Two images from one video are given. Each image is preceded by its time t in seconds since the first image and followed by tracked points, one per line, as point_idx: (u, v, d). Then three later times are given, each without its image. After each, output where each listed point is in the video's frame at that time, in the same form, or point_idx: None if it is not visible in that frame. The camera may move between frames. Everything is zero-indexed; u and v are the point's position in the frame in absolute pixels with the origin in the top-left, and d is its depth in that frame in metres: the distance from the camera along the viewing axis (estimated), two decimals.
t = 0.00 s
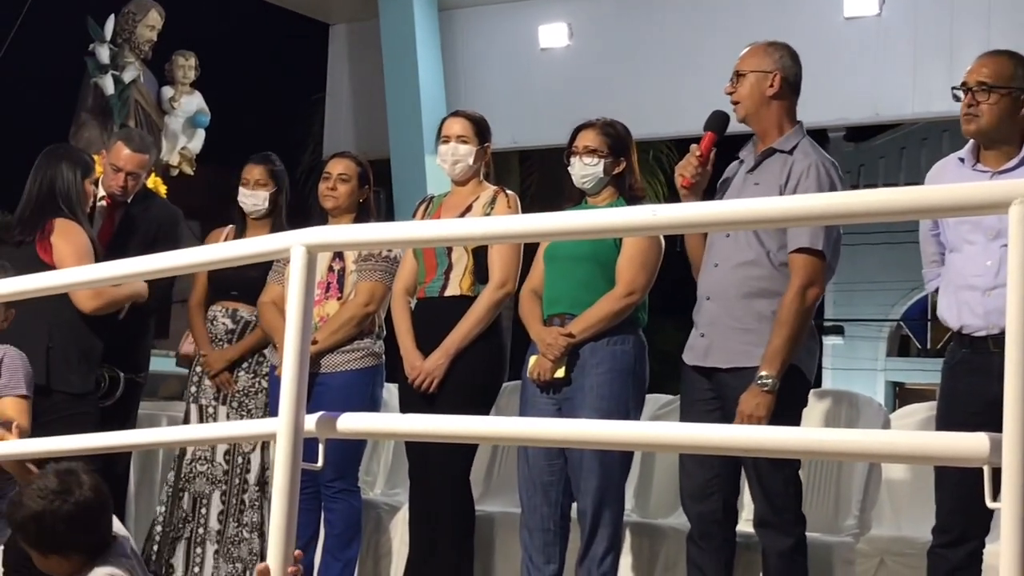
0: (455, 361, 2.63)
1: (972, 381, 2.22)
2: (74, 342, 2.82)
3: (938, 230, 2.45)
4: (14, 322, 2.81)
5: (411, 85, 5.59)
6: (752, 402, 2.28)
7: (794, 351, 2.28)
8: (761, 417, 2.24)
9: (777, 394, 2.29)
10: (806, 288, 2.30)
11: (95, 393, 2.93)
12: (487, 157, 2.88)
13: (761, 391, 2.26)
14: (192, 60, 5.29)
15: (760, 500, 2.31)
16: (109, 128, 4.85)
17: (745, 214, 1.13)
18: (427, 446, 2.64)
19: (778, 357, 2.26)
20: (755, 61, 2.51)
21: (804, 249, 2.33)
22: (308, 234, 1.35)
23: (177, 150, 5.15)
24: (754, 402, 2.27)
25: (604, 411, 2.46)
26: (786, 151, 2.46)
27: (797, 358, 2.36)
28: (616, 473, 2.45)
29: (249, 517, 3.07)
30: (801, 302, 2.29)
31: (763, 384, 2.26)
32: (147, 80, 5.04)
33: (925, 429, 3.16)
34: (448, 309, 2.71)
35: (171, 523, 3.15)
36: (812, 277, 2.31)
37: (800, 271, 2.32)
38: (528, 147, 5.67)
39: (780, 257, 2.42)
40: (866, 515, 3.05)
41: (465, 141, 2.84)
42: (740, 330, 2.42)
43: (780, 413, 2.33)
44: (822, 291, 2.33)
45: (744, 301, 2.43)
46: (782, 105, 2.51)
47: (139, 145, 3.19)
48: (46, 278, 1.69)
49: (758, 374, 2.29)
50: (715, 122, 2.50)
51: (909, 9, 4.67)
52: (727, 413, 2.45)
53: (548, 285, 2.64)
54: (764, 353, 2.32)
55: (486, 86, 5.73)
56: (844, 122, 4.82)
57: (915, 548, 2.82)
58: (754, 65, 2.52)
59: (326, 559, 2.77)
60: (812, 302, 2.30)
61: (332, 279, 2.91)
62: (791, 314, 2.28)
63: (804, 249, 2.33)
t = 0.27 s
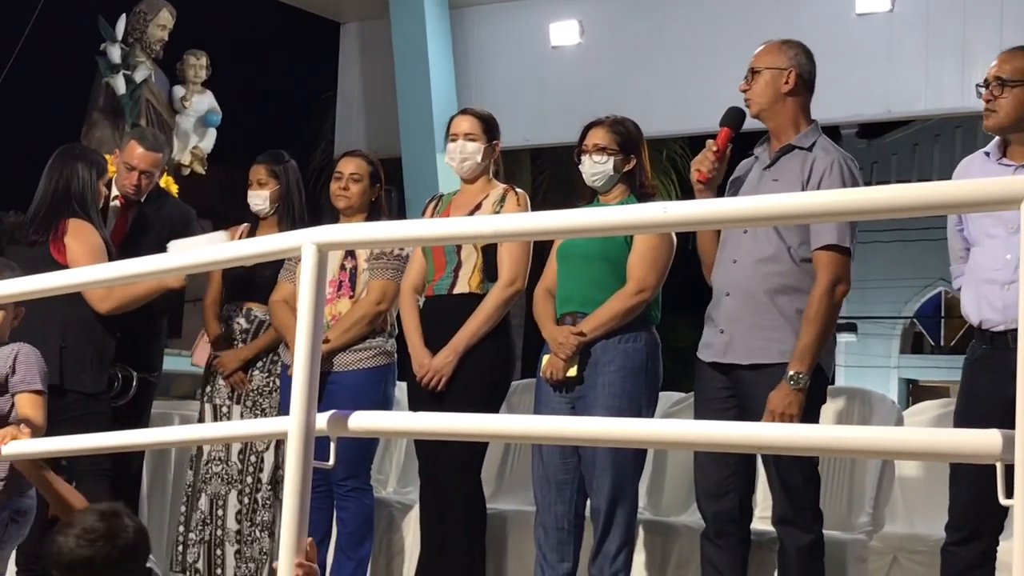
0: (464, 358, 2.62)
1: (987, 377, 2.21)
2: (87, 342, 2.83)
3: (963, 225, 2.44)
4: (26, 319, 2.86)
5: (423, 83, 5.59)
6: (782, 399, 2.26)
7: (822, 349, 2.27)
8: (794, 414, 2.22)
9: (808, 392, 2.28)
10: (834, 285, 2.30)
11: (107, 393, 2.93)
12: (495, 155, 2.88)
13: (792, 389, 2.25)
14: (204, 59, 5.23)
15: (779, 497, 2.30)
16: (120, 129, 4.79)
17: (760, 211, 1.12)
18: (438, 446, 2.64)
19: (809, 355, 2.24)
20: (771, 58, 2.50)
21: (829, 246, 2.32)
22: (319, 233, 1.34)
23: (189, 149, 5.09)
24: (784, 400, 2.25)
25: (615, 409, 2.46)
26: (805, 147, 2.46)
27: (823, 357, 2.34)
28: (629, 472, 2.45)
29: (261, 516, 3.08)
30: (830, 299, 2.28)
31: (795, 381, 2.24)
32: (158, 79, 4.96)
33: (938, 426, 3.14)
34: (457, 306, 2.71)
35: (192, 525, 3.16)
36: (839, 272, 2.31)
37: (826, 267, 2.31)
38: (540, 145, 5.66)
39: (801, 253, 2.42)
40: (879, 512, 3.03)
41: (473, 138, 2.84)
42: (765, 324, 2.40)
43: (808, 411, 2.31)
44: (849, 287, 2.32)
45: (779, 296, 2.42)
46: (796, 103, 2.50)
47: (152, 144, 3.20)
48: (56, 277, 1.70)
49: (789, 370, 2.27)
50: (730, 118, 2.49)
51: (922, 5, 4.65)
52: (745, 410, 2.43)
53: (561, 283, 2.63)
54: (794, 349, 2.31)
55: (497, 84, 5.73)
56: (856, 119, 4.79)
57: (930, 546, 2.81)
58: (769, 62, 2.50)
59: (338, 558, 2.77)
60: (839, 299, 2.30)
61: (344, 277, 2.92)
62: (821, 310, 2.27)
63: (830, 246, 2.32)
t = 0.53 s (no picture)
0: (466, 357, 2.63)
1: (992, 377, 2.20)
2: (88, 342, 2.84)
3: (978, 223, 2.44)
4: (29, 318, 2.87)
5: (427, 83, 5.59)
6: (795, 399, 2.26)
7: (834, 349, 2.27)
8: (808, 415, 2.23)
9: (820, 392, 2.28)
10: (844, 284, 2.30)
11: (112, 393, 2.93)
12: (496, 154, 2.88)
13: (805, 389, 2.25)
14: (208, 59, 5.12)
15: (787, 496, 2.29)
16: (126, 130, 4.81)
17: (762, 210, 1.13)
18: (442, 447, 2.64)
19: (821, 354, 2.25)
20: (774, 59, 2.50)
21: (837, 246, 2.33)
22: (325, 233, 1.35)
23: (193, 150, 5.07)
24: (797, 399, 2.25)
25: (617, 409, 2.46)
26: (811, 147, 2.45)
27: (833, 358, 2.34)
28: (632, 472, 2.45)
29: (260, 515, 3.07)
30: (840, 297, 2.29)
31: (807, 381, 2.24)
32: (162, 79, 4.96)
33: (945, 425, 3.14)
34: (459, 306, 2.71)
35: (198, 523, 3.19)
36: (848, 272, 2.31)
37: (834, 267, 2.32)
38: (544, 145, 5.67)
39: (809, 252, 2.42)
40: (884, 511, 3.03)
41: (473, 138, 2.84)
42: (774, 324, 2.40)
43: (821, 411, 2.30)
44: (859, 286, 2.33)
45: (784, 296, 2.42)
46: (801, 102, 2.50)
47: (157, 145, 3.21)
48: (62, 277, 1.71)
49: (801, 370, 2.27)
50: (735, 118, 2.50)
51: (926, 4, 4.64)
52: (753, 411, 2.43)
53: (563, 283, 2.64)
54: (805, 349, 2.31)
55: (501, 85, 5.74)
56: (861, 118, 4.78)
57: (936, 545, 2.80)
58: (772, 63, 2.50)
59: (344, 558, 2.78)
60: (849, 298, 2.30)
61: (350, 278, 2.93)
62: (831, 309, 2.27)
63: (839, 246, 2.33)
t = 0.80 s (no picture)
0: (465, 358, 2.63)
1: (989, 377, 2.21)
2: (87, 344, 2.84)
3: (978, 223, 2.44)
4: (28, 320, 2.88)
5: (427, 84, 5.60)
6: (795, 400, 2.26)
7: (833, 350, 2.27)
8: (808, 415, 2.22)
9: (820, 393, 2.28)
10: (843, 284, 2.30)
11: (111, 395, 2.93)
12: (490, 154, 2.89)
13: (805, 390, 2.24)
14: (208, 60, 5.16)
15: (788, 497, 2.29)
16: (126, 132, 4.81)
17: (763, 211, 1.13)
18: (441, 448, 2.65)
19: (821, 355, 2.25)
20: (771, 60, 2.50)
21: (837, 247, 2.33)
22: (328, 234, 1.35)
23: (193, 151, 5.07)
24: (798, 401, 2.25)
25: (617, 410, 2.46)
26: (809, 149, 2.45)
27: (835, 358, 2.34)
28: (631, 472, 2.45)
29: (247, 516, 3.06)
30: (839, 298, 2.28)
31: (807, 382, 2.24)
32: (162, 80, 4.96)
33: (944, 425, 3.15)
34: (457, 308, 2.71)
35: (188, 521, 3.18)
36: (847, 272, 2.31)
37: (833, 268, 2.32)
38: (544, 146, 5.67)
39: (810, 254, 2.42)
40: (883, 512, 3.03)
41: (468, 138, 2.85)
42: (775, 326, 2.40)
43: (822, 411, 2.30)
44: (857, 287, 2.33)
45: (782, 296, 2.42)
46: (799, 103, 2.50)
47: (156, 145, 3.22)
48: (64, 278, 1.71)
49: (800, 371, 2.27)
50: (733, 120, 2.50)
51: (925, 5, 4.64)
52: (757, 412, 2.43)
53: (560, 284, 2.64)
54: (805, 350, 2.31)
55: (501, 86, 5.74)
56: (860, 118, 4.78)
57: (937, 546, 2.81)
58: (769, 64, 2.50)
59: (344, 559, 2.78)
60: (849, 298, 2.30)
61: (351, 279, 2.94)
62: (830, 309, 2.27)
63: (838, 247, 2.33)
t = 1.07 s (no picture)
0: (460, 360, 2.63)
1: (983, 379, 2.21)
2: (86, 346, 2.83)
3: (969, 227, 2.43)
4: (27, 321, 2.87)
5: (427, 86, 5.60)
6: (790, 405, 2.24)
7: (828, 354, 2.26)
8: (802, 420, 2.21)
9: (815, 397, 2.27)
10: (836, 289, 2.29)
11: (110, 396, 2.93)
12: (485, 155, 2.89)
13: (800, 395, 2.23)
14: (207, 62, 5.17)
15: (787, 498, 2.29)
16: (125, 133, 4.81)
17: (760, 214, 1.13)
18: (438, 449, 2.65)
19: (815, 360, 2.24)
20: (767, 64, 2.50)
21: (832, 251, 2.31)
22: (329, 236, 1.35)
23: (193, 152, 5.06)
24: (792, 405, 2.24)
25: (612, 411, 2.46)
26: (806, 152, 2.45)
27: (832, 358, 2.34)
28: (626, 474, 2.45)
29: (228, 517, 3.07)
30: (833, 303, 2.27)
31: (801, 387, 2.23)
32: (162, 82, 4.96)
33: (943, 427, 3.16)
34: (451, 310, 2.71)
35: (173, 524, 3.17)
36: (841, 276, 2.30)
37: (828, 273, 2.30)
38: (543, 148, 5.67)
39: (807, 258, 2.41)
40: (882, 514, 3.04)
41: (462, 139, 2.86)
42: (773, 330, 2.40)
43: (819, 413, 2.30)
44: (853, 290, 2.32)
45: (774, 301, 2.42)
46: (796, 105, 2.50)
47: (155, 140, 3.24)
48: (63, 280, 1.71)
49: (795, 376, 2.26)
50: (731, 122, 2.49)
51: (924, 6, 4.64)
52: (757, 414, 2.43)
53: (553, 285, 2.64)
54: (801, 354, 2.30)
55: (500, 87, 5.74)
56: (860, 120, 4.78)
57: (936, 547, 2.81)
58: (765, 68, 2.50)
59: (344, 561, 2.78)
60: (842, 302, 2.28)
61: (350, 281, 2.95)
62: (824, 313, 2.26)
63: (831, 252, 2.31)
